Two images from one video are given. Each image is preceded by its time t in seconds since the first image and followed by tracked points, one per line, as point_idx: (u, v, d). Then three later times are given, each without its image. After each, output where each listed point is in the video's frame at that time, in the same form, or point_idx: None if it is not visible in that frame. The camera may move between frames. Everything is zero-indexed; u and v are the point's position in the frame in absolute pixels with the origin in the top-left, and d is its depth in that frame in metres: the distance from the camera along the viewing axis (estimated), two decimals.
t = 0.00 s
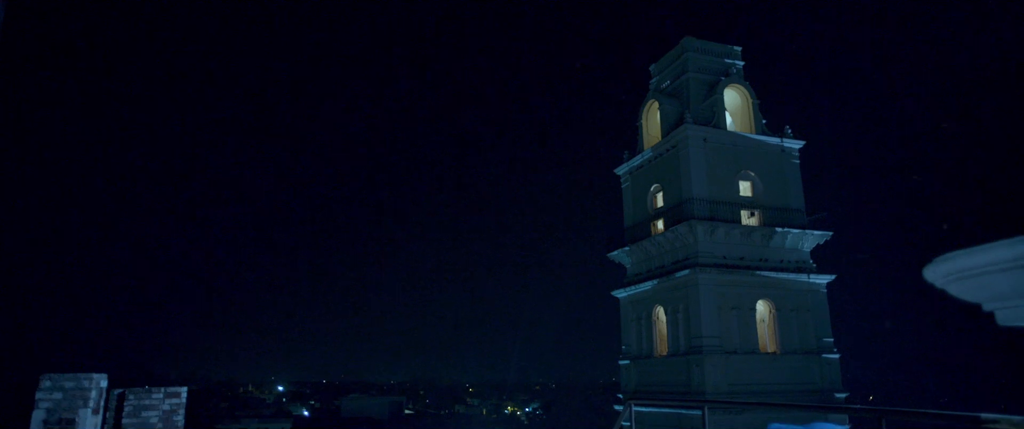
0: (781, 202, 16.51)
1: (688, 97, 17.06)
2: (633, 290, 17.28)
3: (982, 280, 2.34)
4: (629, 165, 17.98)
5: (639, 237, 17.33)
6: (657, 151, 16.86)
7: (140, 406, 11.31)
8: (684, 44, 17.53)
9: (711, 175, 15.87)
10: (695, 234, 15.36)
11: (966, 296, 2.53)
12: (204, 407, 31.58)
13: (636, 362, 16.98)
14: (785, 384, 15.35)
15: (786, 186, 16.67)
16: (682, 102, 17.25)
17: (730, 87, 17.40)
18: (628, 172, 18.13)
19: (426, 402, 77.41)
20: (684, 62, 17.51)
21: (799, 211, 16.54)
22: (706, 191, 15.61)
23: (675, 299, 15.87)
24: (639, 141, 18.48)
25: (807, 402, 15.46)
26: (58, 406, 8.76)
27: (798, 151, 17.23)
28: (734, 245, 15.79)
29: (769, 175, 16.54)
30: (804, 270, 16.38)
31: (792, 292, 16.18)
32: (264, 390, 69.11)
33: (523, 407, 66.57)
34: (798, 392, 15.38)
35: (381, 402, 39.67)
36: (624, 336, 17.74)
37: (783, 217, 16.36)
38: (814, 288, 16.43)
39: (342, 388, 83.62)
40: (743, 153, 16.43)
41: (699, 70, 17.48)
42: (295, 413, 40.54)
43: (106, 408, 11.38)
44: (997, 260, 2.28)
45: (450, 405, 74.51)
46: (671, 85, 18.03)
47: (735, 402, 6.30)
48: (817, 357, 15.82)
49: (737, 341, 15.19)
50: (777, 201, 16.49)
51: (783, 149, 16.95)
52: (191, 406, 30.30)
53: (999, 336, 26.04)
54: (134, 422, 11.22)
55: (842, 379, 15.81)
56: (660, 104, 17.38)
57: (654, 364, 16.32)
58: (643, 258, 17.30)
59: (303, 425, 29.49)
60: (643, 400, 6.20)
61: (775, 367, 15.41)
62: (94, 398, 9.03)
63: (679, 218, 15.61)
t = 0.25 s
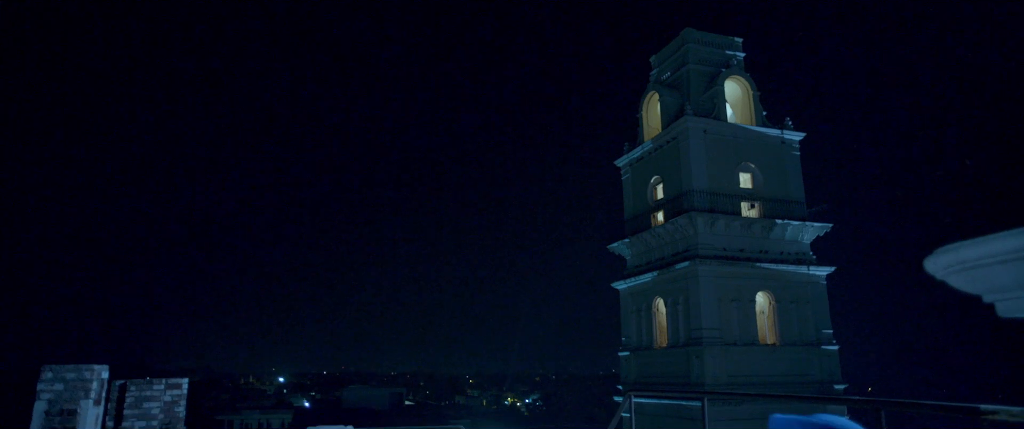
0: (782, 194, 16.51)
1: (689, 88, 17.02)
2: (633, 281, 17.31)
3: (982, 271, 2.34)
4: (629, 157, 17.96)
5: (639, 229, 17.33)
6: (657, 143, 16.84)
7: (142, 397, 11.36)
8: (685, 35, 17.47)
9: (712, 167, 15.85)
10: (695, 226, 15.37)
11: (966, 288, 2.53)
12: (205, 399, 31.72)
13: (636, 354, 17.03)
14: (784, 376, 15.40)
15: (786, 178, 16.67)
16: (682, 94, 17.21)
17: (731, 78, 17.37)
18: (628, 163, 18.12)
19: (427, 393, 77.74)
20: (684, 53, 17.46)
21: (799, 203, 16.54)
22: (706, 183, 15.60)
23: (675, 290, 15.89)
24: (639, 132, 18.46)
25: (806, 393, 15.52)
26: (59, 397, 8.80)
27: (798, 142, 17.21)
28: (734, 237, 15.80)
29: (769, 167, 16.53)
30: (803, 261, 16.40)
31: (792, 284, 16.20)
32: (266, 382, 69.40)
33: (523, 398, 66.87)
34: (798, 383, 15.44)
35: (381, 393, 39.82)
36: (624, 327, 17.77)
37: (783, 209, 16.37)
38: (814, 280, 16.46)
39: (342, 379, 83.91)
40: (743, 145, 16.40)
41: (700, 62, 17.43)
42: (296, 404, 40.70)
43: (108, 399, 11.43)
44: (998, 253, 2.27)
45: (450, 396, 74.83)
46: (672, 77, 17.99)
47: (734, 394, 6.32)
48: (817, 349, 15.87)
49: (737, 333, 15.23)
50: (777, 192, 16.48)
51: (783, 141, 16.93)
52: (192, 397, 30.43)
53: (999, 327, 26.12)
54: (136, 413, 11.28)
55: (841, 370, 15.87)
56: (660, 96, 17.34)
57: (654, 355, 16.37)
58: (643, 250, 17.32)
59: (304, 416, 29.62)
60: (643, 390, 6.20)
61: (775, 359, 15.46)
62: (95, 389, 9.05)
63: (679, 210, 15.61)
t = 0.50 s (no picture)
0: (782, 184, 16.50)
1: (689, 78, 16.97)
2: (633, 271, 17.32)
3: (985, 261, 2.33)
4: (629, 147, 17.93)
5: (639, 219, 17.33)
6: (657, 133, 16.80)
7: (143, 387, 11.40)
8: (686, 24, 17.40)
9: (712, 157, 15.82)
10: (695, 216, 15.37)
11: (968, 278, 2.53)
12: (206, 388, 31.86)
13: (636, 344, 17.07)
14: (784, 365, 15.46)
15: (786, 168, 16.65)
16: (683, 84, 17.16)
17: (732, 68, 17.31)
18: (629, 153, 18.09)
19: (427, 383, 78.06)
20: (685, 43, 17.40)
21: (799, 193, 16.54)
22: (706, 173, 15.58)
23: (675, 280, 15.91)
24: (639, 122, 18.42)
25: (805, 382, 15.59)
26: (61, 387, 8.83)
27: (799, 132, 17.17)
28: (734, 227, 15.81)
29: (770, 157, 16.51)
30: (803, 252, 16.42)
31: (792, 274, 16.22)
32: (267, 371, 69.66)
33: (523, 388, 67.16)
34: (797, 373, 15.50)
35: (381, 383, 39.97)
36: (624, 317, 17.80)
37: (783, 199, 16.37)
38: (814, 270, 16.47)
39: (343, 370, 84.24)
40: (744, 135, 16.37)
41: (701, 51, 17.37)
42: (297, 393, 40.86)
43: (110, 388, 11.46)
44: (1001, 242, 2.26)
45: (450, 386, 75.15)
46: (672, 67, 17.93)
47: (734, 383, 6.32)
48: (816, 339, 15.92)
49: (737, 323, 15.27)
50: (778, 183, 16.47)
51: (784, 131, 16.90)
52: (193, 387, 30.55)
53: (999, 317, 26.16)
54: (138, 402, 11.34)
55: (840, 360, 15.93)
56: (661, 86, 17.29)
57: (654, 345, 16.41)
58: (644, 240, 17.32)
59: (304, 405, 29.74)
60: (643, 380, 6.20)
61: (775, 348, 15.50)
62: (97, 379, 9.09)
63: (679, 200, 15.60)
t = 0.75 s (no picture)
0: (783, 174, 16.48)
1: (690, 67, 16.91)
2: (633, 261, 17.34)
3: (984, 250, 2.34)
4: (630, 136, 17.89)
5: (639, 208, 17.33)
6: (658, 122, 16.76)
7: (145, 375, 11.44)
8: (687, 13, 17.33)
9: (712, 147, 15.80)
10: (696, 206, 15.37)
11: (970, 268, 2.53)
12: (207, 377, 32.01)
13: (635, 333, 17.12)
14: (783, 354, 15.52)
15: (787, 158, 16.62)
16: (683, 72, 17.10)
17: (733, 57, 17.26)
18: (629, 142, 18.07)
19: (427, 371, 78.40)
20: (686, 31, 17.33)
21: (800, 183, 16.52)
22: (706, 162, 15.56)
23: (674, 269, 15.93)
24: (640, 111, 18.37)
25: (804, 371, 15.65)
26: (63, 375, 8.87)
27: (800, 122, 17.14)
28: (734, 217, 15.81)
29: (770, 146, 16.48)
30: (804, 241, 16.43)
31: (792, 263, 16.25)
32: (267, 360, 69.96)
33: (523, 377, 67.48)
34: (796, 362, 15.57)
35: (382, 371, 40.14)
36: (624, 306, 17.84)
37: (784, 188, 16.36)
38: (814, 260, 16.49)
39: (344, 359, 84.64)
40: (745, 124, 16.33)
41: (702, 40, 17.31)
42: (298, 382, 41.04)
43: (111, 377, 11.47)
44: (1000, 232, 2.27)
45: (450, 374, 75.50)
46: (673, 55, 17.87)
47: (734, 372, 6.34)
48: (815, 328, 15.97)
49: (736, 312, 15.31)
50: (778, 172, 16.45)
51: (785, 120, 16.86)
52: (195, 376, 30.68)
53: (999, 306, 26.24)
54: (139, 390, 11.41)
55: (839, 349, 15.99)
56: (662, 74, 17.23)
57: (653, 334, 16.46)
58: (644, 230, 17.33)
59: (306, 394, 29.87)
60: (643, 369, 6.21)
61: (774, 337, 15.55)
62: (98, 367, 9.12)
63: (679, 190, 15.59)
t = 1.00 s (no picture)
0: (784, 161, 16.45)
1: (692, 53, 16.83)
2: (633, 248, 17.36)
3: (987, 237, 2.33)
4: (630, 123, 17.84)
5: (640, 196, 17.33)
6: (659, 109, 16.71)
7: (147, 362, 11.47)
8: None
9: (714, 134, 15.75)
10: (696, 193, 15.36)
11: (973, 255, 2.52)
12: (209, 364, 32.20)
13: (636, 320, 17.17)
14: (783, 341, 15.57)
15: (789, 145, 16.59)
16: (685, 59, 17.02)
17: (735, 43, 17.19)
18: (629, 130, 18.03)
19: (428, 358, 78.87)
20: (688, 17, 17.24)
21: (801, 170, 16.51)
22: (708, 150, 15.53)
23: (675, 257, 15.96)
24: (641, 98, 18.31)
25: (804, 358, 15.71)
26: (66, 362, 8.89)
27: (801, 109, 17.09)
28: (735, 204, 15.80)
29: (772, 134, 16.43)
30: (804, 229, 16.43)
31: (792, 251, 16.26)
32: (269, 347, 70.30)
33: (523, 364, 67.83)
34: (796, 349, 15.63)
35: (383, 358, 40.39)
36: (624, 293, 17.87)
37: (785, 176, 16.35)
38: (814, 247, 16.50)
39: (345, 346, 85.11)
40: (747, 111, 16.27)
41: (704, 26, 17.22)
42: (300, 369, 41.32)
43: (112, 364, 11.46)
44: (1002, 219, 2.26)
45: (451, 361, 75.96)
46: (675, 42, 17.77)
47: (734, 359, 6.36)
48: (815, 316, 16.01)
49: (736, 298, 15.34)
50: (780, 160, 16.43)
51: (786, 107, 16.81)
52: (197, 363, 30.88)
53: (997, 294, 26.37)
54: (141, 377, 11.46)
55: (838, 336, 16.03)
56: (663, 61, 17.15)
57: (654, 322, 16.52)
58: (644, 217, 17.33)
59: (308, 380, 30.07)
60: (643, 356, 6.24)
61: (774, 325, 15.60)
62: (100, 354, 9.16)
63: (680, 177, 15.58)
